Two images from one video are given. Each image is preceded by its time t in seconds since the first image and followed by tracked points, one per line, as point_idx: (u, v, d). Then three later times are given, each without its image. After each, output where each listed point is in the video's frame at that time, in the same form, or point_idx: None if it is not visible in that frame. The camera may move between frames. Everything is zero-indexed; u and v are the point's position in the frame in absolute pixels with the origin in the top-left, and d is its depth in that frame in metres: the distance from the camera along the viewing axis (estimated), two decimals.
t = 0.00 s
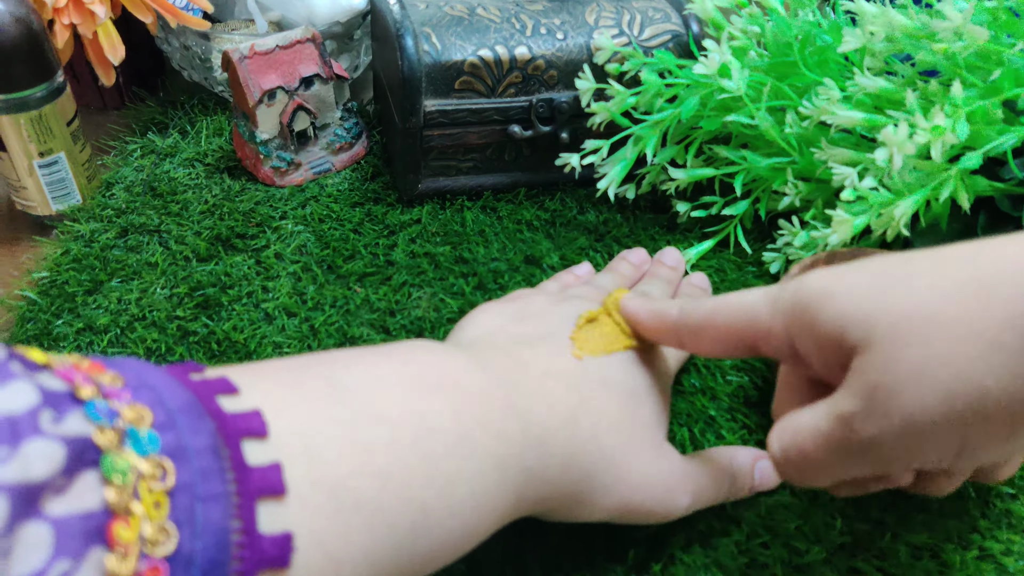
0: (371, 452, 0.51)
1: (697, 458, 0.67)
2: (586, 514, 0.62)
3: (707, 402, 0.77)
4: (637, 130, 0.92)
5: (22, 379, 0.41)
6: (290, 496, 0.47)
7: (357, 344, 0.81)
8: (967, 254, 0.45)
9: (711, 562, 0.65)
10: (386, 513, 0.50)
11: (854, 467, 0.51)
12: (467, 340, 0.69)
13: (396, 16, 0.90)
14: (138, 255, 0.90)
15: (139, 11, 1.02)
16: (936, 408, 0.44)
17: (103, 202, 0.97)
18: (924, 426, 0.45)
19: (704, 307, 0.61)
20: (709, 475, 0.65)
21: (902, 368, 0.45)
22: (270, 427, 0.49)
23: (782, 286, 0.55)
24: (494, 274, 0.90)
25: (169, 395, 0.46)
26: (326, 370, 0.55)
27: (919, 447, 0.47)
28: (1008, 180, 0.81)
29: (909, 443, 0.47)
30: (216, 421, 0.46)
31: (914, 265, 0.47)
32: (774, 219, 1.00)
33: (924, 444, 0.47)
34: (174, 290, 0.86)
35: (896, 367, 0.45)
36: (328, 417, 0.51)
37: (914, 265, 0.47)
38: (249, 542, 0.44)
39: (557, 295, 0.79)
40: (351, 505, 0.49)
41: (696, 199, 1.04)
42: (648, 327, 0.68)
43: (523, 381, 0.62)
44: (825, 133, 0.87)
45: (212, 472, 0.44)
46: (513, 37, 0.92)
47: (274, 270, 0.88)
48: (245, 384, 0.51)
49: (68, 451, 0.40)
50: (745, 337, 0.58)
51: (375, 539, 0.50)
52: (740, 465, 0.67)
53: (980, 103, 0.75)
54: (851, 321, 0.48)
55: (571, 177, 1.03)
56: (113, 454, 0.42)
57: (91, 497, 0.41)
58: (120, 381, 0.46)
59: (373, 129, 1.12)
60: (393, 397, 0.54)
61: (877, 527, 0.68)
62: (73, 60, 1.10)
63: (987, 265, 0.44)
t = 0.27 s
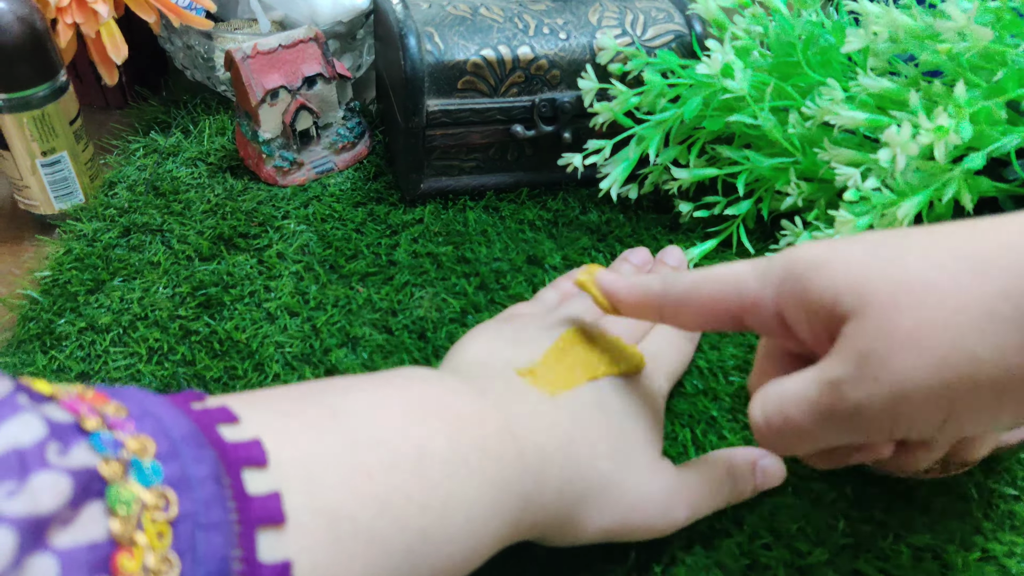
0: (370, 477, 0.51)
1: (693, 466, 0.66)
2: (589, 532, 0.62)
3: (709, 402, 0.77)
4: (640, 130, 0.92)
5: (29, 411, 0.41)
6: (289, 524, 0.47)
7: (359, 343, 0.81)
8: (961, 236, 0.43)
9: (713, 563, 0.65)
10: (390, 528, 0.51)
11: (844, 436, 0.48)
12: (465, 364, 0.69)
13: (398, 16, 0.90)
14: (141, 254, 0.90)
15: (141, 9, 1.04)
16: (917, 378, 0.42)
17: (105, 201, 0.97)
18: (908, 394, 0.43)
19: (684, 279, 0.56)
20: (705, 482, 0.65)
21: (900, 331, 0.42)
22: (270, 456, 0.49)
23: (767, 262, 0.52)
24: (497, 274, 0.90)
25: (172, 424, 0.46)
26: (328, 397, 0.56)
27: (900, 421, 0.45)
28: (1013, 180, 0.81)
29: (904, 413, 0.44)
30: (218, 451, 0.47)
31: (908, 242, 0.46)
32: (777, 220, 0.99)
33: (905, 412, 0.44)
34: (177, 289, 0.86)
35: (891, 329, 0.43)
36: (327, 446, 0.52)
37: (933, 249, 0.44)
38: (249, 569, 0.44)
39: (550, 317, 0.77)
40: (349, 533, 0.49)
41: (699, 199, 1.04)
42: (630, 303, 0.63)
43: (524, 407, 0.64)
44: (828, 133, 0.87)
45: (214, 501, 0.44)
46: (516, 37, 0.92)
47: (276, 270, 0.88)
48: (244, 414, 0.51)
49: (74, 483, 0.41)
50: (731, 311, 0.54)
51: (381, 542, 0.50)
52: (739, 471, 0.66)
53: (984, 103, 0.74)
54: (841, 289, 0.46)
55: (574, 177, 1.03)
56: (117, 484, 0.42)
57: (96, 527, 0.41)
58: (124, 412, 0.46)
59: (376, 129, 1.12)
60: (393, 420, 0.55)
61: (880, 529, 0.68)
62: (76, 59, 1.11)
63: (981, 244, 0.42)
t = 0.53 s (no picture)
0: (369, 500, 0.51)
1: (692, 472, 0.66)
2: (590, 545, 0.62)
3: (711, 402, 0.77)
4: (641, 130, 0.92)
5: (49, 436, 0.43)
6: (295, 546, 0.47)
7: (360, 343, 0.80)
8: (884, 255, 0.33)
9: (714, 563, 0.65)
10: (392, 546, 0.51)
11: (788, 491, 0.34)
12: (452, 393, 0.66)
13: (399, 16, 0.90)
14: (142, 254, 0.90)
15: (143, 10, 1.04)
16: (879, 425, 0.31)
17: (106, 201, 0.97)
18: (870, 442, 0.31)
19: (599, 331, 0.38)
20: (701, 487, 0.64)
21: (839, 370, 0.31)
22: (276, 479, 0.49)
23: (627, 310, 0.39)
24: (498, 273, 0.89)
25: (183, 447, 0.47)
26: (327, 421, 0.56)
27: (859, 466, 0.32)
28: (1014, 180, 0.81)
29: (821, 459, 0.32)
30: (227, 473, 0.47)
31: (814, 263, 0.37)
32: (778, 219, 0.99)
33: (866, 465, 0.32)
34: (178, 289, 0.86)
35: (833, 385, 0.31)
36: (331, 470, 0.51)
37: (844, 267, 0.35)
38: None
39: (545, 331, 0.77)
40: (352, 556, 0.49)
41: (700, 198, 1.03)
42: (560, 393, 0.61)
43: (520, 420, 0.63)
44: (830, 133, 0.87)
45: (224, 522, 0.45)
46: (517, 36, 0.92)
47: (277, 269, 0.88)
48: (251, 437, 0.51)
49: (92, 504, 0.42)
50: (654, 355, 0.37)
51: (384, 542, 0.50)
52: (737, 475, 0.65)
53: (985, 103, 0.75)
54: (777, 323, 0.34)
55: (575, 177, 1.03)
56: (132, 504, 0.43)
57: (112, 548, 0.41)
58: (137, 434, 0.46)
59: (376, 128, 1.11)
60: (390, 446, 0.55)
61: (882, 529, 0.68)
62: (77, 58, 1.10)
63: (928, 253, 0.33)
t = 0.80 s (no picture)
0: (372, 512, 0.51)
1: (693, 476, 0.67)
2: (594, 553, 0.63)
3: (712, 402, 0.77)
4: (641, 130, 0.92)
5: (58, 445, 0.43)
6: (299, 558, 0.47)
7: (361, 343, 0.80)
8: (876, 294, 0.36)
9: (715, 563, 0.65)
10: (394, 554, 0.51)
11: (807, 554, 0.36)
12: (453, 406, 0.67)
13: (399, 16, 0.90)
14: (141, 254, 0.90)
15: (143, 10, 1.04)
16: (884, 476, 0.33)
17: (106, 201, 0.97)
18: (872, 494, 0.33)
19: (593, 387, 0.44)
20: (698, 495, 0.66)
21: (843, 430, 0.33)
22: (280, 491, 0.49)
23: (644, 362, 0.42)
24: (498, 273, 0.89)
25: (189, 458, 0.47)
26: (329, 434, 0.56)
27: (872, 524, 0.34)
28: (1014, 179, 0.81)
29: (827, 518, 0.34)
30: (233, 484, 0.47)
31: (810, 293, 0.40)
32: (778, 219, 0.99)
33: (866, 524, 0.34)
34: (177, 289, 0.86)
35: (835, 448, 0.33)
36: (333, 483, 0.52)
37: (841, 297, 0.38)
38: None
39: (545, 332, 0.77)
40: (354, 567, 0.49)
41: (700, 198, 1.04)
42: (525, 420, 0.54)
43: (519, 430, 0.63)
44: (830, 133, 0.87)
45: (230, 534, 0.45)
46: (517, 36, 0.92)
47: (277, 270, 0.88)
48: (256, 450, 0.52)
49: (101, 515, 0.41)
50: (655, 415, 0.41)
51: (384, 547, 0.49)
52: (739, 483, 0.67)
53: (985, 102, 0.75)
54: (774, 381, 0.36)
55: (575, 177, 1.03)
56: (141, 515, 0.42)
57: (120, 557, 0.41)
58: (145, 445, 0.46)
59: (376, 128, 1.11)
60: (394, 459, 0.55)
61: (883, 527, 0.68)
62: (76, 58, 1.10)
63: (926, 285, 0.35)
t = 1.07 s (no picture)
0: (372, 515, 0.51)
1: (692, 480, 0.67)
2: (588, 559, 0.62)
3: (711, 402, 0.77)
4: (641, 130, 0.92)
5: (61, 450, 0.43)
6: (300, 559, 0.47)
7: (360, 343, 0.80)
8: (910, 328, 0.37)
9: (714, 563, 0.65)
10: (394, 556, 0.51)
11: None
12: (451, 411, 0.67)
13: (399, 16, 0.90)
14: (141, 255, 0.90)
15: (142, 11, 1.04)
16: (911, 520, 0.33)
17: (106, 202, 0.97)
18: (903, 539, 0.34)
19: (633, 403, 0.45)
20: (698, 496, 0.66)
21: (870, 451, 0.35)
22: (281, 494, 0.49)
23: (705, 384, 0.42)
24: (498, 274, 0.89)
25: (191, 461, 0.47)
26: (328, 439, 0.56)
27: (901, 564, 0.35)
28: (1014, 180, 0.81)
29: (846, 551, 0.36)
30: (235, 487, 0.47)
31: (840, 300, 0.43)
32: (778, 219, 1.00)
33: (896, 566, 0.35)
34: (177, 290, 0.86)
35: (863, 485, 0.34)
36: (332, 489, 0.52)
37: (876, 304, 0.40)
38: None
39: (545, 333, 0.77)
40: (354, 569, 0.49)
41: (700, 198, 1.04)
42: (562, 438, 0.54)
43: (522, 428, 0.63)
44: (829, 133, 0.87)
45: (233, 536, 0.45)
46: (516, 36, 0.92)
47: (276, 270, 0.88)
48: (257, 454, 0.52)
49: (106, 516, 0.42)
50: (689, 438, 0.43)
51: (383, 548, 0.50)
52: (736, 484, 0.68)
53: (985, 103, 0.75)
54: (807, 417, 0.37)
55: (575, 177, 1.03)
56: (145, 517, 0.42)
57: (125, 559, 0.41)
58: (147, 449, 0.46)
59: (376, 129, 1.11)
60: (394, 463, 0.56)
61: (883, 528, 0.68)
62: (76, 58, 1.10)
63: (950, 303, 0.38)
